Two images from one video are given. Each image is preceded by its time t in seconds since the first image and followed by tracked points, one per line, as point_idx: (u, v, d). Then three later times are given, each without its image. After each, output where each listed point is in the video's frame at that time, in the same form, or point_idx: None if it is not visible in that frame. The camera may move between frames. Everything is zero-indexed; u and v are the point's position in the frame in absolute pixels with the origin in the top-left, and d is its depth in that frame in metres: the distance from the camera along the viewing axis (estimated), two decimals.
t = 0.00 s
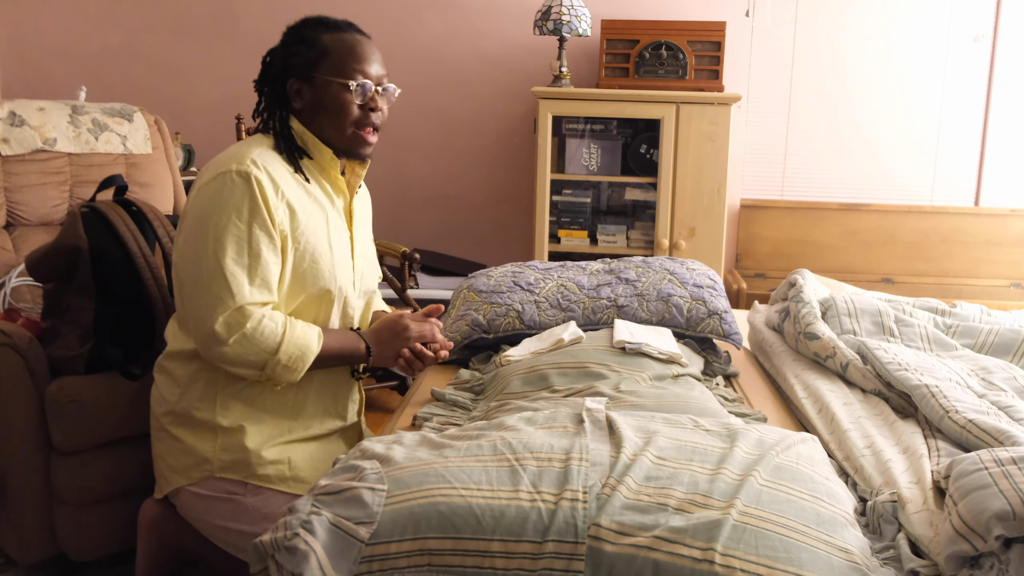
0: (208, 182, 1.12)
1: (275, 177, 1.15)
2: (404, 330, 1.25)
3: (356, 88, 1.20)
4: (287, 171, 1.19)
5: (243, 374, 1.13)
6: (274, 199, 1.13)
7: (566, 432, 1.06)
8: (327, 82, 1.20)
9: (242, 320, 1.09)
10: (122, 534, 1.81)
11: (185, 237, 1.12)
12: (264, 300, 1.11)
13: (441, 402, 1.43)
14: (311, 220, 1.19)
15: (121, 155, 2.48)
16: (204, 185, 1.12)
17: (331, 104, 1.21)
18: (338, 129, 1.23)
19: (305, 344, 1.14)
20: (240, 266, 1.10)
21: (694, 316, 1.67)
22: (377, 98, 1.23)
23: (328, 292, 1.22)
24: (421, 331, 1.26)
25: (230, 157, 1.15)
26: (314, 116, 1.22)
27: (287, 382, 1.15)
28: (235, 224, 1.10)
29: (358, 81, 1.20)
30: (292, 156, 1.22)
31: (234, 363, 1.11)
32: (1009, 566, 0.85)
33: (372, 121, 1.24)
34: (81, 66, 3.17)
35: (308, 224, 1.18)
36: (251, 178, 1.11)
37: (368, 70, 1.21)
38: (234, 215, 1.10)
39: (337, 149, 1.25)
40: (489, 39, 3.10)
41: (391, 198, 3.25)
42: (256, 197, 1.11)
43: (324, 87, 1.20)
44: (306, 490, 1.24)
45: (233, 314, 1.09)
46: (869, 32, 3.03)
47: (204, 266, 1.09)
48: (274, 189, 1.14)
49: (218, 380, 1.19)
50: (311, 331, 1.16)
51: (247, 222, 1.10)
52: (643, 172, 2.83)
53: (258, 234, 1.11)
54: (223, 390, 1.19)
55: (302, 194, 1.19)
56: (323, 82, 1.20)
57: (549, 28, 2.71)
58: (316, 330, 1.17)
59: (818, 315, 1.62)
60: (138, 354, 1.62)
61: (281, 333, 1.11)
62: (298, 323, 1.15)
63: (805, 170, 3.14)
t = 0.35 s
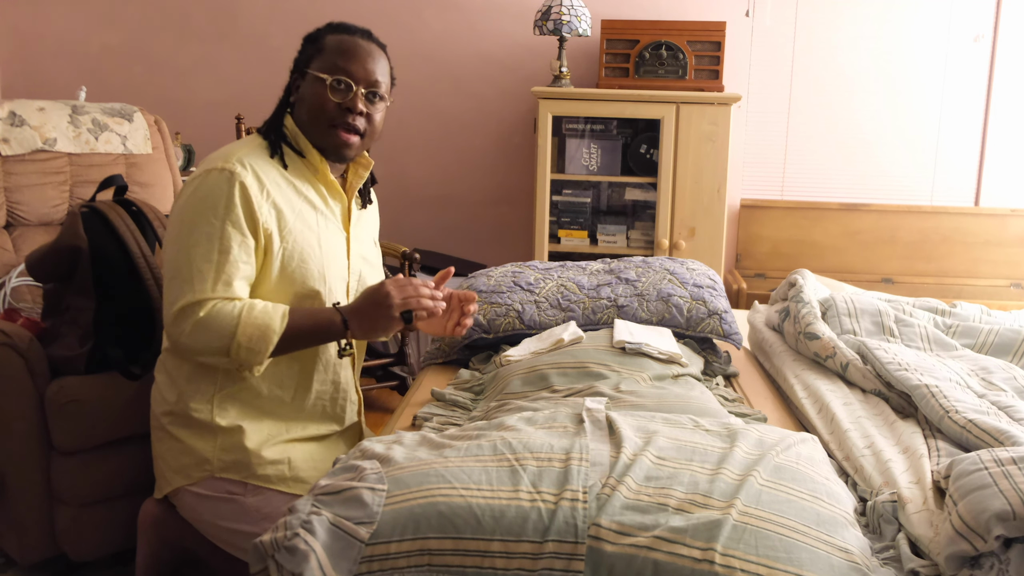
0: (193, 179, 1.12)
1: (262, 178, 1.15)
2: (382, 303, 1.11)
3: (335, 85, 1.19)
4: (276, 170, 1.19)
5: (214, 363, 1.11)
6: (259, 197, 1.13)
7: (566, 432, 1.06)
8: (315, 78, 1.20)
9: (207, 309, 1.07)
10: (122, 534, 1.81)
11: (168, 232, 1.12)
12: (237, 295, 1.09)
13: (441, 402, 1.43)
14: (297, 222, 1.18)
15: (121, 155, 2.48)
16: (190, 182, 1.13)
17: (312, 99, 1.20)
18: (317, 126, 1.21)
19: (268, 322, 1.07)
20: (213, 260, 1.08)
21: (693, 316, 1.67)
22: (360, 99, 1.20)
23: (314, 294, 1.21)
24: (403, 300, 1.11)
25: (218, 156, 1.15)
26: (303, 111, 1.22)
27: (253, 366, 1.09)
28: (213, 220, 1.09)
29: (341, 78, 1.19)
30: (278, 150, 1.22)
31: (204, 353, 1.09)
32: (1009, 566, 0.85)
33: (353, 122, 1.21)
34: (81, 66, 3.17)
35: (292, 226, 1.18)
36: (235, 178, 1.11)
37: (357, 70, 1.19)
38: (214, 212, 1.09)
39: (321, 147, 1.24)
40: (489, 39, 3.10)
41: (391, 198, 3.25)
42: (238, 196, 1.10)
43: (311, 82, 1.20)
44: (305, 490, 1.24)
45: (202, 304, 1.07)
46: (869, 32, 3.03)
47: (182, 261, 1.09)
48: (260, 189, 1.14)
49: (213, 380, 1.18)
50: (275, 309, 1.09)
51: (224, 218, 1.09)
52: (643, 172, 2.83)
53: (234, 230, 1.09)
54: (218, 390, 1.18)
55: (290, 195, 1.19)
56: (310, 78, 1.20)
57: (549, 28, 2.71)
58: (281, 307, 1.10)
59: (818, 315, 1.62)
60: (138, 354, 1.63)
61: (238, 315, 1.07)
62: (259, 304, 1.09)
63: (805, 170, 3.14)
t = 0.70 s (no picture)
0: (197, 177, 1.13)
1: (264, 180, 1.14)
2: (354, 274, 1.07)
3: (343, 87, 1.19)
4: (279, 173, 1.18)
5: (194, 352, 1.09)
6: (259, 200, 1.12)
7: (566, 432, 1.06)
8: (323, 79, 1.20)
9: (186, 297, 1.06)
10: (122, 534, 1.81)
11: (168, 226, 1.13)
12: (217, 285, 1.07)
13: (441, 402, 1.43)
14: (295, 226, 1.18)
15: (121, 155, 2.48)
16: (193, 180, 1.13)
17: (320, 101, 1.20)
18: (323, 127, 1.21)
19: (237, 307, 1.05)
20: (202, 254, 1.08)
21: (694, 316, 1.67)
22: (367, 102, 1.20)
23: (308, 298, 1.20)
24: (375, 271, 1.07)
25: (223, 156, 1.15)
26: (310, 113, 1.23)
27: (226, 354, 1.07)
28: (207, 216, 1.09)
29: (347, 80, 1.19)
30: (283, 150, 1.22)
31: (184, 343, 1.08)
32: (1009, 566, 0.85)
33: (359, 125, 1.21)
34: (81, 66, 3.17)
35: (290, 229, 1.17)
36: (235, 177, 1.11)
37: (366, 73, 1.20)
38: (210, 209, 1.09)
39: (326, 149, 1.24)
40: (489, 39, 3.10)
41: (391, 198, 3.25)
42: (235, 195, 1.10)
43: (318, 82, 1.21)
44: (306, 491, 1.24)
45: (182, 293, 1.06)
46: (869, 32, 3.03)
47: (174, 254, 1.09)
48: (261, 191, 1.13)
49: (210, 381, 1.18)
50: (246, 294, 1.06)
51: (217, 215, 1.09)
52: (643, 172, 2.83)
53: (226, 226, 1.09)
54: (216, 391, 1.18)
55: (291, 199, 1.19)
56: (320, 79, 1.21)
57: (549, 28, 2.71)
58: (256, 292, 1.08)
59: (818, 315, 1.62)
60: (138, 353, 1.63)
61: (210, 300, 1.05)
62: (230, 290, 1.06)
63: (805, 171, 3.14)
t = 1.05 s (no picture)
0: (199, 180, 1.12)
1: (269, 179, 1.15)
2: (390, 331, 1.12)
3: (349, 92, 1.19)
4: (283, 173, 1.19)
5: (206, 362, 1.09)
6: (264, 198, 1.13)
7: (566, 432, 1.06)
8: (329, 83, 1.20)
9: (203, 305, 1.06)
10: (122, 534, 1.81)
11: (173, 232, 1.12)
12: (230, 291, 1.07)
13: (441, 403, 1.43)
14: (299, 223, 1.19)
15: (121, 155, 2.48)
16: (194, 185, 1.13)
17: (326, 104, 1.20)
18: (327, 130, 1.21)
19: (259, 322, 1.06)
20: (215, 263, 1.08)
21: (694, 316, 1.67)
22: (373, 107, 1.20)
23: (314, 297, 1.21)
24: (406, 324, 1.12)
25: (224, 158, 1.15)
26: (314, 115, 1.22)
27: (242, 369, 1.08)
28: (217, 221, 1.09)
29: (352, 85, 1.19)
30: (285, 150, 1.22)
31: (197, 352, 1.08)
32: (1009, 566, 0.85)
33: (364, 130, 1.21)
34: (81, 66, 3.17)
35: (295, 228, 1.18)
36: (241, 178, 1.11)
37: (372, 78, 1.20)
38: (219, 213, 1.09)
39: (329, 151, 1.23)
40: (489, 39, 3.10)
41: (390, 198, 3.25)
42: (243, 195, 1.11)
43: (323, 85, 1.20)
44: (306, 491, 1.24)
45: (194, 297, 1.06)
46: (869, 32, 3.03)
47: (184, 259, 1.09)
48: (266, 190, 1.14)
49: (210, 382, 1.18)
50: (270, 312, 1.08)
51: (229, 219, 1.09)
52: (643, 172, 2.83)
53: (238, 231, 1.09)
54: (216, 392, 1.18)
55: (295, 197, 1.19)
56: (325, 82, 1.20)
57: (549, 28, 2.71)
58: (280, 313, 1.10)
59: (818, 315, 1.62)
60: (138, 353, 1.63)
61: (232, 313, 1.05)
62: (257, 305, 1.08)
63: (805, 171, 3.14)
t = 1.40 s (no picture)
0: (214, 180, 1.13)
1: (281, 182, 1.16)
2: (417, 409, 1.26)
3: (373, 124, 1.17)
4: (294, 175, 1.20)
5: (239, 381, 1.13)
6: (279, 202, 1.15)
7: (566, 432, 1.06)
8: (351, 107, 1.17)
9: (240, 319, 1.09)
10: (122, 534, 1.81)
11: (188, 230, 1.13)
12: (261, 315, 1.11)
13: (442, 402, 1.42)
14: (313, 226, 1.21)
15: (121, 155, 2.48)
16: (209, 184, 1.14)
17: (347, 130, 1.19)
18: (346, 153, 1.21)
19: (304, 363, 1.12)
20: (240, 265, 1.10)
21: (694, 316, 1.67)
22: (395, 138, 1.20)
23: (327, 297, 1.24)
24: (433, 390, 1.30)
25: (236, 159, 1.16)
26: (331, 130, 1.20)
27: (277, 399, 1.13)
28: (238, 223, 1.10)
29: (378, 120, 1.17)
30: (296, 158, 1.21)
31: (232, 371, 1.12)
32: (1009, 566, 0.85)
33: (384, 158, 1.21)
34: (81, 66, 3.17)
35: (309, 231, 1.20)
36: (256, 181, 1.12)
37: (396, 108, 1.18)
38: (237, 214, 1.11)
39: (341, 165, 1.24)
40: (489, 39, 3.10)
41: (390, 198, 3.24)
42: (259, 200, 1.12)
43: (346, 110, 1.18)
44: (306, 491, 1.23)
45: (222, 312, 1.09)
46: (868, 32, 3.03)
47: (202, 259, 1.10)
48: (280, 194, 1.15)
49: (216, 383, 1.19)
50: (314, 353, 1.14)
51: (251, 222, 1.11)
52: (643, 172, 2.83)
53: (260, 235, 1.12)
54: (219, 394, 1.19)
55: (309, 199, 1.21)
56: (347, 105, 1.18)
57: (549, 28, 2.71)
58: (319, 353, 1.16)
59: (818, 315, 1.62)
60: (137, 357, 1.65)
61: (280, 349, 1.10)
62: (302, 343, 1.14)
63: (805, 171, 3.14)
